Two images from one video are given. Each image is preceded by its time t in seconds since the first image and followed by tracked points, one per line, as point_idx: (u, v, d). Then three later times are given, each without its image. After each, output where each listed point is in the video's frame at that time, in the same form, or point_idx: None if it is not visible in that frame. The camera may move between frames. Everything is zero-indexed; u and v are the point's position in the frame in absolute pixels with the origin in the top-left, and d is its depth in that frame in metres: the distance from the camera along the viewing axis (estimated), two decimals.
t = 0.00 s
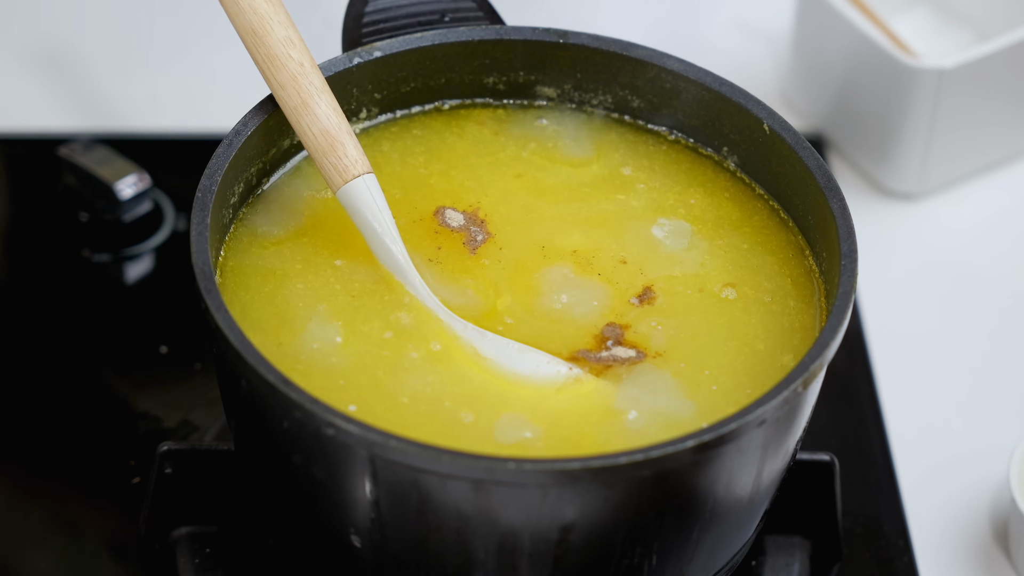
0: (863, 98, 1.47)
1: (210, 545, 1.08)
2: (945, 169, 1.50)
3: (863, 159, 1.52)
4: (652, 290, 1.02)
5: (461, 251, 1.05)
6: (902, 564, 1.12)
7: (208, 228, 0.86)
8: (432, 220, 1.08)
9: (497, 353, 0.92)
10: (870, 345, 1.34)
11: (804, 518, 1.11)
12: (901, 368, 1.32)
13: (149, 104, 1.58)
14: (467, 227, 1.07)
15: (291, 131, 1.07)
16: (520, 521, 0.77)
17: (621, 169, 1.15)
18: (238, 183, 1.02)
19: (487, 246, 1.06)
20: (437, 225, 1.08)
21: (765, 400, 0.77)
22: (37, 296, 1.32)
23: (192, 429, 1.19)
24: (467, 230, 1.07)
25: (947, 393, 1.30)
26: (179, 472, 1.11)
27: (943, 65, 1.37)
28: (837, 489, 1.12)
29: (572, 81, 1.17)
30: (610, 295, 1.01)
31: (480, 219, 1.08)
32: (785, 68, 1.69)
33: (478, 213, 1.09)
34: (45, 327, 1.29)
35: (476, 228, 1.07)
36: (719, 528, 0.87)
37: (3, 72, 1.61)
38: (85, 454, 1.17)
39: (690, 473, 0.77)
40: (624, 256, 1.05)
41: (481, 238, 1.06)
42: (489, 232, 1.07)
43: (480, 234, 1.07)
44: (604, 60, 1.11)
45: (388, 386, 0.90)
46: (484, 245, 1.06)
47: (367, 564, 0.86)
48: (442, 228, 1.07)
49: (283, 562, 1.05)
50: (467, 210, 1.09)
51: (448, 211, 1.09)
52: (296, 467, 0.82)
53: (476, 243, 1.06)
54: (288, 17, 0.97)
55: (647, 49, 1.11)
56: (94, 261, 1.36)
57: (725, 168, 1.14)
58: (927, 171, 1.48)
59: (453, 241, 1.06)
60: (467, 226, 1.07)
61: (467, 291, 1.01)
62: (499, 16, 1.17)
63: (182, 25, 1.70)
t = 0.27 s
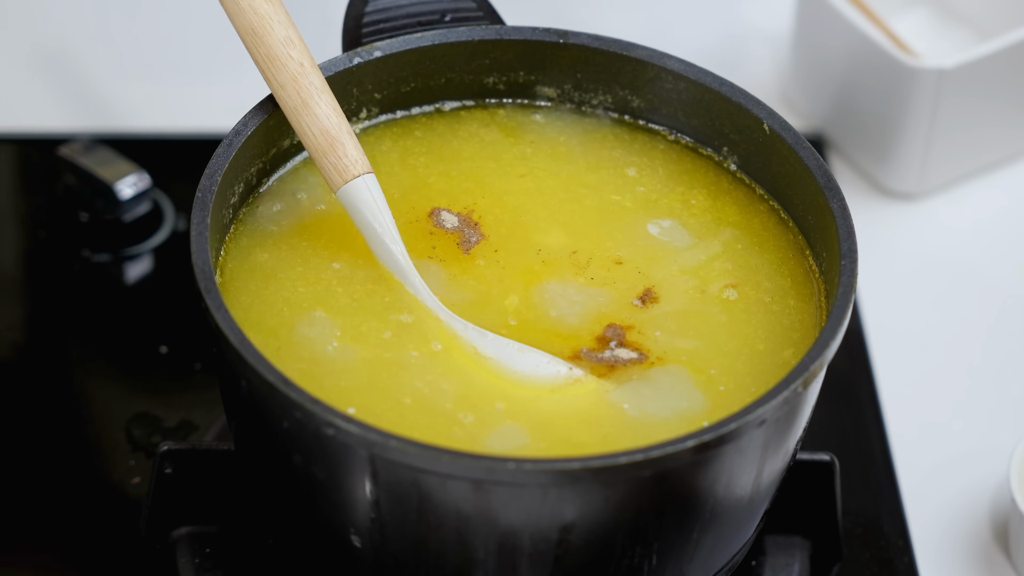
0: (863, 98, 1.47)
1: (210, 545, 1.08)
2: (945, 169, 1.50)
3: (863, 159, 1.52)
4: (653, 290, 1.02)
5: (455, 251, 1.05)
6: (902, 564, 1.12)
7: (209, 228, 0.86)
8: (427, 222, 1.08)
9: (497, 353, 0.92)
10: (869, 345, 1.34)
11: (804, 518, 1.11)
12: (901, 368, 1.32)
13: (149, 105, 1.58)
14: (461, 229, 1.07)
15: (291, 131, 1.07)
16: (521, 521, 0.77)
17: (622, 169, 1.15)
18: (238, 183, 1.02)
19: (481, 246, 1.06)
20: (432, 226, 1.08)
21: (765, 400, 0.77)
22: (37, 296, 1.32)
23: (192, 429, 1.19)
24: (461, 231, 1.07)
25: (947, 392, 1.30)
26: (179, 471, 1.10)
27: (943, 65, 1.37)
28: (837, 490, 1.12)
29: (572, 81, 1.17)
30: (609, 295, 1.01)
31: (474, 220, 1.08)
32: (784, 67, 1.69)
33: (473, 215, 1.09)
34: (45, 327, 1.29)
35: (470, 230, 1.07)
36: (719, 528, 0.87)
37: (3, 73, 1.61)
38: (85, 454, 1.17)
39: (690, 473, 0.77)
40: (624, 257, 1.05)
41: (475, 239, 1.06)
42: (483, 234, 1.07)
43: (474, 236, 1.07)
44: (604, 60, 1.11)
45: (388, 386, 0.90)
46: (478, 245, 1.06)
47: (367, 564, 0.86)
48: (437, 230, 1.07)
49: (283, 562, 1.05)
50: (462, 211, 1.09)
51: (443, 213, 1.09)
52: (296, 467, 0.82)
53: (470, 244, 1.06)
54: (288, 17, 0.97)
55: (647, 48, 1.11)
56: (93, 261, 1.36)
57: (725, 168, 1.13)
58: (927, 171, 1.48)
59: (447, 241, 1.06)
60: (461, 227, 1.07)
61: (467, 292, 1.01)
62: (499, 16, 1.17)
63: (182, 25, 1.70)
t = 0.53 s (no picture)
0: (863, 98, 1.47)
1: (210, 545, 1.08)
2: (946, 169, 1.50)
3: (863, 159, 1.52)
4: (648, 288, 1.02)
5: (454, 250, 1.05)
6: (902, 564, 1.12)
7: (209, 228, 0.86)
8: (424, 221, 1.08)
9: (497, 353, 0.92)
10: (869, 345, 1.34)
11: (804, 518, 1.11)
12: (901, 368, 1.32)
13: (149, 105, 1.58)
14: (458, 227, 1.07)
15: (291, 131, 1.07)
16: (521, 521, 0.77)
17: (622, 169, 1.15)
18: (238, 183, 1.02)
19: (480, 245, 1.06)
20: (429, 225, 1.08)
21: (765, 400, 0.77)
22: (37, 296, 1.32)
23: (192, 429, 1.19)
24: (459, 230, 1.07)
25: (948, 392, 1.30)
26: (179, 472, 1.11)
27: (943, 65, 1.37)
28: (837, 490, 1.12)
29: (573, 81, 1.16)
30: (609, 294, 1.01)
31: (471, 219, 1.08)
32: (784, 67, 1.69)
33: (470, 213, 1.09)
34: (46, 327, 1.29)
35: (468, 228, 1.07)
36: (719, 528, 0.87)
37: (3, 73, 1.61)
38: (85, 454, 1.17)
39: (691, 473, 0.77)
40: (624, 256, 1.05)
41: (474, 237, 1.06)
42: (481, 232, 1.07)
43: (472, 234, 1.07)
44: (604, 60, 1.11)
45: (388, 385, 0.90)
46: (477, 244, 1.06)
47: (367, 564, 0.86)
48: (435, 228, 1.07)
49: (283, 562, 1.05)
50: (459, 210, 1.09)
51: (439, 211, 1.09)
52: (296, 467, 0.82)
53: (468, 243, 1.06)
54: (288, 17, 0.97)
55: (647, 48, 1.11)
56: (94, 262, 1.36)
57: (725, 168, 1.13)
58: (927, 171, 1.49)
59: (445, 240, 1.06)
60: (459, 226, 1.07)
61: (467, 292, 1.01)
62: (499, 16, 1.17)
63: (182, 25, 1.70)
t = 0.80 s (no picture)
0: (863, 98, 1.47)
1: (210, 545, 1.08)
2: (946, 169, 1.50)
3: (863, 159, 1.53)
4: (654, 288, 1.02)
5: (451, 250, 1.05)
6: (902, 564, 1.12)
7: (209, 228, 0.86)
8: (422, 220, 1.08)
9: (497, 353, 0.92)
10: (870, 345, 1.34)
11: (804, 518, 1.11)
12: (901, 368, 1.32)
13: (150, 105, 1.58)
14: (455, 227, 1.07)
15: (291, 131, 1.07)
16: (521, 521, 0.77)
17: (622, 169, 1.15)
18: (238, 183, 1.02)
19: (477, 245, 1.06)
20: (427, 225, 1.08)
21: (765, 400, 0.77)
22: (37, 296, 1.32)
23: (192, 429, 1.19)
24: (456, 229, 1.07)
25: (948, 392, 1.30)
26: (179, 472, 1.11)
27: (943, 65, 1.37)
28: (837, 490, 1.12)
29: (573, 81, 1.16)
30: (609, 294, 1.01)
31: (468, 218, 1.08)
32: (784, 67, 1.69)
33: (467, 213, 1.09)
34: (46, 327, 1.29)
35: (465, 228, 1.07)
36: (719, 528, 0.87)
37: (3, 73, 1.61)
38: (85, 454, 1.17)
39: (690, 473, 0.77)
40: (624, 256, 1.05)
41: (471, 237, 1.06)
42: (478, 232, 1.07)
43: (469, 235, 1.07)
44: (604, 60, 1.11)
45: (387, 385, 0.90)
46: (473, 244, 1.06)
47: (367, 564, 0.86)
48: (432, 228, 1.07)
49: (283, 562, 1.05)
50: (456, 209, 1.09)
51: (437, 211, 1.09)
52: (296, 467, 0.82)
53: (464, 242, 1.06)
54: (288, 17, 0.97)
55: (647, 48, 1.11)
56: (94, 261, 1.36)
57: (725, 168, 1.13)
58: (927, 171, 1.49)
59: (442, 239, 1.06)
60: (456, 225, 1.07)
61: (468, 292, 1.01)
62: (499, 16, 1.17)
63: (181, 25, 1.70)
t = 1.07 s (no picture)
0: (863, 98, 1.47)
1: (210, 545, 1.08)
2: (946, 169, 1.50)
3: (863, 159, 1.53)
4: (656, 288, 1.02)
5: (447, 249, 1.05)
6: (902, 564, 1.12)
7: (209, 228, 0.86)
8: (419, 219, 1.09)
9: (497, 353, 0.92)
10: (870, 345, 1.34)
11: (804, 518, 1.11)
12: (901, 368, 1.32)
13: (150, 105, 1.58)
14: (452, 227, 1.07)
15: (291, 131, 1.07)
16: (521, 521, 0.77)
17: (623, 169, 1.15)
18: (238, 183, 1.02)
19: (473, 245, 1.06)
20: (423, 224, 1.08)
21: (765, 400, 0.77)
22: (37, 296, 1.32)
23: (192, 429, 1.19)
24: (453, 228, 1.07)
25: (948, 392, 1.30)
26: (179, 472, 1.11)
27: (943, 65, 1.37)
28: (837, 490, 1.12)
29: (573, 81, 1.16)
30: (609, 294, 1.01)
31: (465, 218, 1.08)
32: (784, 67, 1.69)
33: (462, 212, 1.09)
34: (45, 327, 1.29)
35: (461, 227, 1.07)
36: (719, 528, 0.87)
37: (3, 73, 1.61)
38: (85, 454, 1.17)
39: (690, 473, 0.77)
40: (624, 256, 1.05)
41: (467, 236, 1.06)
42: (474, 231, 1.07)
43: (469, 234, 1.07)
44: (604, 60, 1.11)
45: (388, 386, 0.90)
46: (469, 243, 1.06)
47: (367, 564, 0.86)
48: (428, 227, 1.07)
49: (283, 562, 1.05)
50: (452, 208, 1.10)
51: (434, 210, 1.09)
52: (296, 467, 0.82)
53: (460, 241, 1.06)
54: (288, 17, 0.97)
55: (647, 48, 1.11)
56: (94, 262, 1.36)
57: (725, 167, 1.13)
58: (927, 171, 1.49)
59: (438, 238, 1.06)
60: (452, 224, 1.08)
61: (468, 292, 1.01)
62: (499, 16, 1.17)
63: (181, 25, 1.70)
